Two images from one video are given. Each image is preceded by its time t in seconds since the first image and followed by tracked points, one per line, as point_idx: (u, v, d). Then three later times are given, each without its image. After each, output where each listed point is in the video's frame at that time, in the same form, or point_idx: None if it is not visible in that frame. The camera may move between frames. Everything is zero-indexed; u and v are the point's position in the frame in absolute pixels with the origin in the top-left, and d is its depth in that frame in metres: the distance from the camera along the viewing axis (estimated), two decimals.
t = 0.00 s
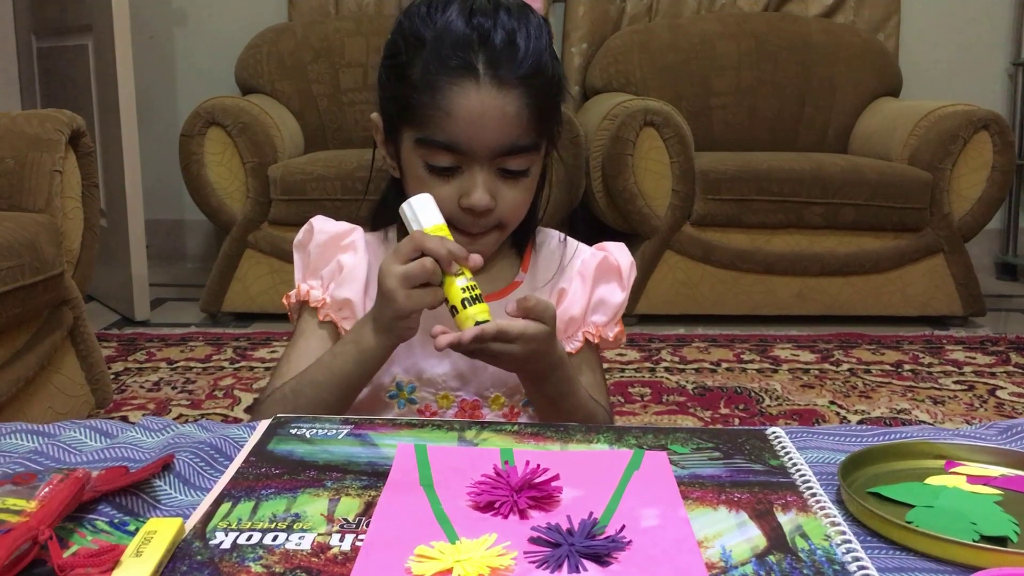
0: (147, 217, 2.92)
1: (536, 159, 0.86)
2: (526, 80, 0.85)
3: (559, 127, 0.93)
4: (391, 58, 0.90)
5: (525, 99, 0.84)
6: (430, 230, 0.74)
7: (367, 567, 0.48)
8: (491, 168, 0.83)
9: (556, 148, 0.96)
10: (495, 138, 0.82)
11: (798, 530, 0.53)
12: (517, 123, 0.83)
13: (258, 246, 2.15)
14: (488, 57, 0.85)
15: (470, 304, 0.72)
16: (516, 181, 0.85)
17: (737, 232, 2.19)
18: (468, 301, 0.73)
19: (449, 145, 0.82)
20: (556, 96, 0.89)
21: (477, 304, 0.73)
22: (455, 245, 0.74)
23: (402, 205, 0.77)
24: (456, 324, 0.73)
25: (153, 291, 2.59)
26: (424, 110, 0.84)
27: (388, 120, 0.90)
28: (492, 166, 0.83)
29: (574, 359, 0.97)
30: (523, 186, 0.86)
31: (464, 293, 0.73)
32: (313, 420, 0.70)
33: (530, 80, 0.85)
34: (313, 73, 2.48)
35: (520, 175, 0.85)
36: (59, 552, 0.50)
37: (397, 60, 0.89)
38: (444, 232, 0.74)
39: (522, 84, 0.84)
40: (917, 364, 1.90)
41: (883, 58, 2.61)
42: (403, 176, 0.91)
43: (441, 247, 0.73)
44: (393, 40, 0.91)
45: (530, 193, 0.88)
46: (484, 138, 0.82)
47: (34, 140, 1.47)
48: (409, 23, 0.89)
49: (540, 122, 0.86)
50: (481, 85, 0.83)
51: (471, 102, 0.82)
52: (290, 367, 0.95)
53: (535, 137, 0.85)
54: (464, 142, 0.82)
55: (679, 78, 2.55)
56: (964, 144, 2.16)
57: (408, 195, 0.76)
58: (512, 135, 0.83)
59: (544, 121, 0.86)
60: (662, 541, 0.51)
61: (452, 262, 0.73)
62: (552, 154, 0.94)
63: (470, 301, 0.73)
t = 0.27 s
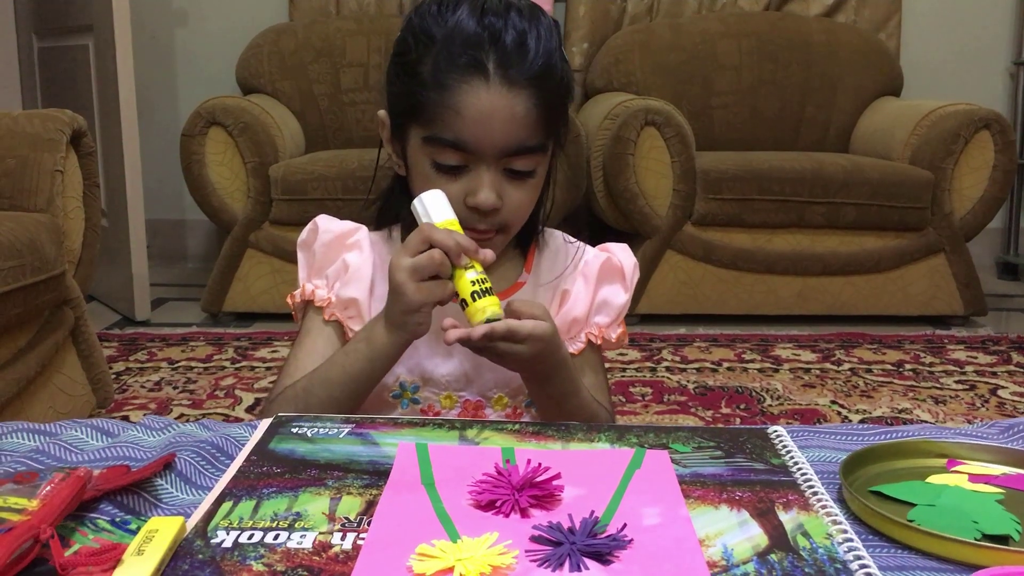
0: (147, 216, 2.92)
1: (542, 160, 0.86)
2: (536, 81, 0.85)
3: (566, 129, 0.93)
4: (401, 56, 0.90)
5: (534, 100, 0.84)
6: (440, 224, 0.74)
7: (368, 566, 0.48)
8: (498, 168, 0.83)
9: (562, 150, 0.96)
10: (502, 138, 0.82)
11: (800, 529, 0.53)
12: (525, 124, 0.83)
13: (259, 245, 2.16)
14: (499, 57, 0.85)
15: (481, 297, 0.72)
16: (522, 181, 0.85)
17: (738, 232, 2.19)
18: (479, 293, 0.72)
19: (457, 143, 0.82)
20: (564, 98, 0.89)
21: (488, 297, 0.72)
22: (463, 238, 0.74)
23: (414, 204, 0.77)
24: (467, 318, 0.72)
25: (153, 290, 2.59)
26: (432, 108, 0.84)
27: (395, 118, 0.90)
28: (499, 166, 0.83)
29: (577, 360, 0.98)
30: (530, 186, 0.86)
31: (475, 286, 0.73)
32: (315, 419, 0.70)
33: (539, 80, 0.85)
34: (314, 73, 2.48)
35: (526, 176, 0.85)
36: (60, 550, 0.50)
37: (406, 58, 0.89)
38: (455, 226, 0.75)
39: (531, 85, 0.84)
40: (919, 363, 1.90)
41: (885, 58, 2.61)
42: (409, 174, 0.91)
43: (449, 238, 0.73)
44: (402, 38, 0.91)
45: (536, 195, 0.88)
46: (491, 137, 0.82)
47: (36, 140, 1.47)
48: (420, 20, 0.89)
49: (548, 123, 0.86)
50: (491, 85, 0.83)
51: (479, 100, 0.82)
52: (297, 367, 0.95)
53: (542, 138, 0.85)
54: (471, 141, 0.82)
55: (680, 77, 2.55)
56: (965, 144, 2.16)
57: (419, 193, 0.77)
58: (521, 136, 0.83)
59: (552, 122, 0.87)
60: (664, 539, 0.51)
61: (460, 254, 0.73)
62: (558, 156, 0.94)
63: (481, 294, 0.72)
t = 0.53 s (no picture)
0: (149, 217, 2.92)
1: (547, 156, 0.86)
2: (542, 77, 0.85)
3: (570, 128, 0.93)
4: (408, 51, 0.90)
5: (540, 96, 0.84)
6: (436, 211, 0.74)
7: (368, 564, 0.48)
8: (503, 164, 0.82)
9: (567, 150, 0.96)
10: (509, 133, 0.82)
11: (800, 527, 0.53)
12: (532, 121, 0.83)
13: (261, 245, 2.16)
14: (507, 52, 0.85)
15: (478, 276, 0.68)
16: (527, 178, 0.85)
17: (739, 231, 2.19)
18: (476, 274, 0.69)
19: (463, 138, 0.82)
20: (569, 96, 0.89)
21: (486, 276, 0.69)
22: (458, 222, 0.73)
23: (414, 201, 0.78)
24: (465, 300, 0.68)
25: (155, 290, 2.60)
26: (440, 102, 0.84)
27: (401, 114, 0.91)
28: (504, 162, 0.82)
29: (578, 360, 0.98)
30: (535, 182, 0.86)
31: (472, 267, 0.70)
32: (315, 417, 0.70)
33: (545, 77, 0.85)
34: (316, 73, 2.48)
35: (532, 175, 0.85)
36: (61, 549, 0.50)
37: (414, 54, 0.89)
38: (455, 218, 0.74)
39: (537, 81, 0.84)
40: (920, 362, 1.90)
41: (886, 57, 2.61)
42: (413, 170, 0.90)
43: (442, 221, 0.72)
44: (410, 34, 0.91)
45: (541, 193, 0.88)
46: (498, 131, 0.82)
47: (37, 140, 1.47)
48: (429, 16, 0.89)
49: (553, 121, 0.86)
50: (498, 79, 0.83)
51: (486, 94, 0.82)
52: (303, 365, 0.95)
53: (548, 135, 0.85)
54: (478, 136, 0.82)
55: (681, 77, 2.55)
56: (967, 143, 2.15)
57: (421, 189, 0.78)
58: (527, 131, 0.83)
59: (557, 119, 0.87)
60: (664, 537, 0.51)
61: (454, 237, 0.71)
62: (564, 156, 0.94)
63: (479, 274, 0.69)
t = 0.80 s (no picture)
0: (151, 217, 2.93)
1: (553, 145, 0.86)
2: (545, 61, 0.85)
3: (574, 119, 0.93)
4: (412, 45, 0.90)
5: (544, 81, 0.84)
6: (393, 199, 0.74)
7: (370, 564, 0.48)
8: (509, 149, 0.82)
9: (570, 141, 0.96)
10: (514, 118, 0.82)
11: (803, 526, 0.53)
12: (536, 105, 0.83)
13: (263, 245, 2.16)
14: (510, 38, 0.85)
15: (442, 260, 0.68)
16: (534, 165, 0.84)
17: (741, 230, 2.19)
18: (441, 258, 0.69)
19: (469, 124, 0.82)
20: (573, 83, 0.89)
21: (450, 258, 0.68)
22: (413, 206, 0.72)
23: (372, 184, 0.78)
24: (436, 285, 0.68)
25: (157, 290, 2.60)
26: (445, 91, 0.84)
27: (405, 106, 0.91)
28: (510, 147, 0.82)
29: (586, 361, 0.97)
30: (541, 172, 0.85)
31: (436, 251, 0.69)
32: (316, 417, 0.69)
33: (549, 63, 0.86)
34: (317, 72, 2.48)
35: (538, 161, 0.84)
36: (63, 548, 0.50)
37: (418, 45, 0.89)
38: (410, 198, 0.74)
39: (541, 65, 0.85)
40: (923, 361, 1.90)
41: (888, 55, 2.60)
42: (417, 166, 0.90)
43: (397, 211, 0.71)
44: (414, 27, 0.92)
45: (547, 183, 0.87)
46: (504, 117, 0.82)
47: (38, 139, 1.47)
48: (433, 8, 0.89)
49: (557, 106, 0.86)
50: (502, 65, 0.83)
51: (492, 81, 0.82)
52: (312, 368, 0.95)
53: (552, 119, 0.85)
54: (484, 121, 0.82)
55: (683, 76, 2.55)
56: (969, 141, 2.15)
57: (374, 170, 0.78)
58: (531, 117, 0.82)
59: (561, 105, 0.87)
60: (667, 537, 0.51)
61: (412, 223, 0.70)
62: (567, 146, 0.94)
63: (444, 256, 0.68)
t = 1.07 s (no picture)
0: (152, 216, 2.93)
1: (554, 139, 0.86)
2: (545, 55, 0.86)
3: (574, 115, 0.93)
4: (412, 44, 0.91)
5: (544, 75, 0.84)
6: (404, 219, 0.73)
7: (372, 562, 0.48)
8: (511, 144, 0.82)
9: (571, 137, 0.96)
10: (516, 112, 0.82)
11: (805, 524, 0.53)
12: (537, 99, 0.83)
13: (264, 244, 2.16)
14: (509, 34, 0.85)
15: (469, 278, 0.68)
16: (535, 159, 0.84)
17: (743, 229, 2.19)
18: (467, 276, 0.69)
19: (470, 118, 0.82)
20: (572, 79, 0.90)
21: (477, 275, 0.69)
22: (430, 226, 0.72)
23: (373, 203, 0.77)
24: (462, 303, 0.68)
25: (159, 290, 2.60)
26: (446, 86, 0.84)
27: (406, 103, 0.91)
28: (512, 142, 0.82)
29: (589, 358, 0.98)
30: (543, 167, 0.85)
31: (460, 270, 0.70)
32: (319, 416, 0.70)
33: (549, 57, 0.86)
34: (318, 71, 2.48)
35: (538, 154, 0.84)
36: (66, 546, 0.50)
37: (419, 44, 0.89)
38: (422, 217, 0.74)
39: (541, 59, 0.85)
40: (924, 361, 1.90)
41: (890, 54, 2.60)
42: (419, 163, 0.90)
43: (416, 232, 0.71)
44: (413, 25, 0.92)
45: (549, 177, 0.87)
46: (505, 111, 0.82)
47: (40, 138, 1.47)
48: (433, 6, 0.90)
49: (558, 101, 0.86)
50: (503, 59, 0.83)
51: (493, 75, 0.82)
52: (317, 370, 0.95)
53: (554, 114, 0.85)
54: (485, 115, 0.82)
55: (684, 75, 2.55)
56: (971, 140, 2.15)
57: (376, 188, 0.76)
58: (533, 111, 0.82)
59: (562, 99, 0.87)
60: (669, 535, 0.51)
61: (433, 243, 0.71)
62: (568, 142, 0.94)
63: (469, 273, 0.69)
